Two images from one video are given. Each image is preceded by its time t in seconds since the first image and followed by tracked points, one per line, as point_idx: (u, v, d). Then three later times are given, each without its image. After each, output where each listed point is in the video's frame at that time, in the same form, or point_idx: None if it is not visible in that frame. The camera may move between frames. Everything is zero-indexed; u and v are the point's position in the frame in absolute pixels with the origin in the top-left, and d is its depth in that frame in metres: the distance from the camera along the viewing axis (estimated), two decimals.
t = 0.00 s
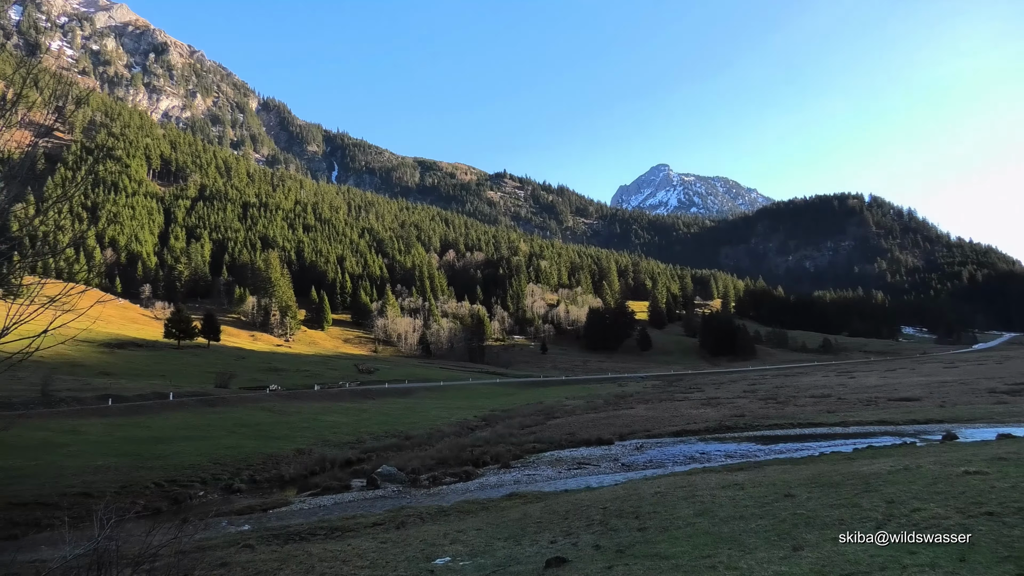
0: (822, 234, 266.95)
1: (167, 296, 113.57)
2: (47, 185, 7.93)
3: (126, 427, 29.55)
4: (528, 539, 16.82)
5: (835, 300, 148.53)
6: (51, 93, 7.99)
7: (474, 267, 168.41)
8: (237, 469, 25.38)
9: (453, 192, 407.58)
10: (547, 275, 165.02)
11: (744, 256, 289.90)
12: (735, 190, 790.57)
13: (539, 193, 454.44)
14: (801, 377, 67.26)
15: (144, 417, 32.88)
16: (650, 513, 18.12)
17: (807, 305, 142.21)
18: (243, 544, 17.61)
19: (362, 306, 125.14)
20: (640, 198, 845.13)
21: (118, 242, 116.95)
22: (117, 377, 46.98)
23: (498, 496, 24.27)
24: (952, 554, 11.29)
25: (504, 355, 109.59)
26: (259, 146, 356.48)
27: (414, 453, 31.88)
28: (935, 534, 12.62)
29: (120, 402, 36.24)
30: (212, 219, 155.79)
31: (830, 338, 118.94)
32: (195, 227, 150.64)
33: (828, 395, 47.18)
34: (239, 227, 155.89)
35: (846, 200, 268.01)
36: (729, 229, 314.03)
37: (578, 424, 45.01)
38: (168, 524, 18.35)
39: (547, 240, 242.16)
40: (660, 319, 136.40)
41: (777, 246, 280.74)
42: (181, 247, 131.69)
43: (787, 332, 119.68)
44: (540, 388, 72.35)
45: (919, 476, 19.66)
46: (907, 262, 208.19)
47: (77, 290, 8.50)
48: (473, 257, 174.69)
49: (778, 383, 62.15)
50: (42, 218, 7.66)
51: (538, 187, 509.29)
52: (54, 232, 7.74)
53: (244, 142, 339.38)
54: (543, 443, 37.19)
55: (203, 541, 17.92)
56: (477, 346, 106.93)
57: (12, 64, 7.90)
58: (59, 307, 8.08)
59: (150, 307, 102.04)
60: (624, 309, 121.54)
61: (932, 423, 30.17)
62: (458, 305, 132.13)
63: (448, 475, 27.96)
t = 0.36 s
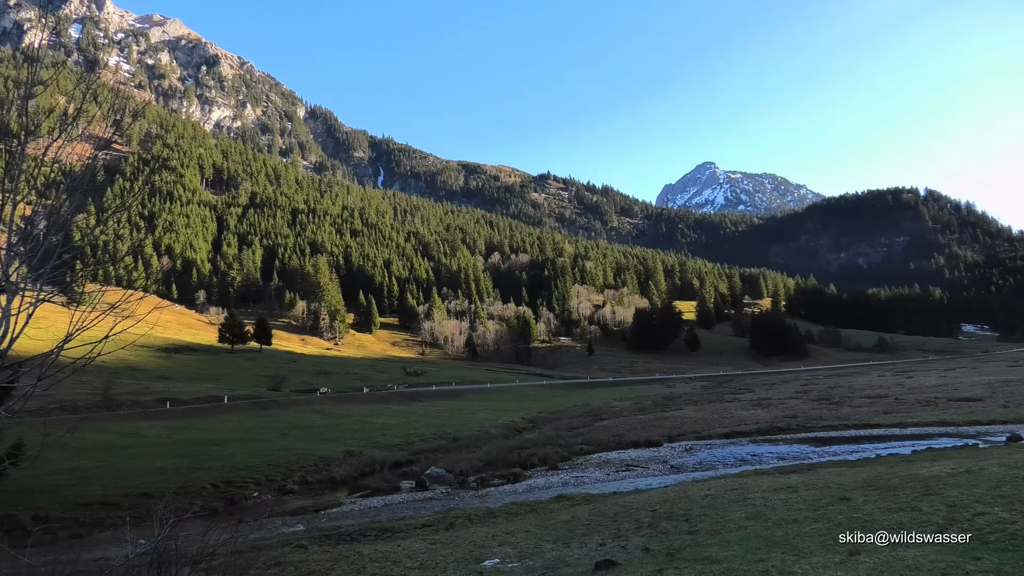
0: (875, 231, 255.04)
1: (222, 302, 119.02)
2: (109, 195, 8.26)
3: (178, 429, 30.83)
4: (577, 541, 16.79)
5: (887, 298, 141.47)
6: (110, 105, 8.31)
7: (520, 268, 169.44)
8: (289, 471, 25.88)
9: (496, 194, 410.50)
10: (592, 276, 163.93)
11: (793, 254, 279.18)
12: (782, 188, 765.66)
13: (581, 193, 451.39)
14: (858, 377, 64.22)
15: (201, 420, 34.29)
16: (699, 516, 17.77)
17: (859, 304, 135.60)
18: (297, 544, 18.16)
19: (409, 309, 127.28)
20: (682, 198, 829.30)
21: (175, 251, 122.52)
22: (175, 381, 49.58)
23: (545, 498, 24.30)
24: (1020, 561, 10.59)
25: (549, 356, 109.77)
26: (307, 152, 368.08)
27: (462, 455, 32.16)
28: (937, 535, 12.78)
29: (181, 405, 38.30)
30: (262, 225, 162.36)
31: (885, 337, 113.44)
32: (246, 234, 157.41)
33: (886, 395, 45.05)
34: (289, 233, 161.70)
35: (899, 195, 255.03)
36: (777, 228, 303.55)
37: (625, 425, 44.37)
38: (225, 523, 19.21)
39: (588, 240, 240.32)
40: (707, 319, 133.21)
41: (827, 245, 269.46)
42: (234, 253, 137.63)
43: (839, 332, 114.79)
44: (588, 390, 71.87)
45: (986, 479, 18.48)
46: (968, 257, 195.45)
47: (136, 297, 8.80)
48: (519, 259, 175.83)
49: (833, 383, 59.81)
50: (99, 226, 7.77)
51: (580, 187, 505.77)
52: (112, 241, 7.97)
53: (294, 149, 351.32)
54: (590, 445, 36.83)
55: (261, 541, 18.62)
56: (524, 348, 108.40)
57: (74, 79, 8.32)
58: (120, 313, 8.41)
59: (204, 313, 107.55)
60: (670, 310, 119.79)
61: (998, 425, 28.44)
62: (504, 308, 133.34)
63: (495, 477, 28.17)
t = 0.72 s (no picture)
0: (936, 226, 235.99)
1: (275, 307, 123.81)
2: (165, 205, 8.29)
3: (234, 431, 32.20)
4: (627, 544, 16.09)
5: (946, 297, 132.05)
6: (167, 116, 8.13)
7: (565, 270, 168.31)
8: (340, 472, 26.46)
9: (541, 196, 409.83)
10: (639, 276, 160.54)
11: (847, 252, 262.67)
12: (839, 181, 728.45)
13: (627, 192, 442.51)
14: (918, 376, 59.92)
15: (255, 422, 35.55)
16: (752, 520, 16.72)
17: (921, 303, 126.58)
18: (349, 544, 18.40)
19: (456, 313, 128.26)
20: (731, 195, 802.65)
21: (229, 258, 128.49)
22: (231, 384, 51.86)
23: (594, 500, 23.66)
24: None
25: (596, 358, 108.46)
26: (355, 159, 378.61)
27: (510, 457, 31.91)
28: (936, 534, 12.63)
29: (235, 407, 39.92)
30: (312, 231, 168.40)
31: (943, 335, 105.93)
32: (296, 239, 163.76)
33: (948, 395, 42.25)
34: (338, 239, 166.92)
35: (961, 187, 236.37)
36: (831, 224, 287.63)
37: (674, 427, 42.90)
38: (278, 523, 19.74)
39: (633, 240, 236.06)
40: (758, 319, 127.69)
41: (883, 241, 251.67)
42: (285, 259, 143.22)
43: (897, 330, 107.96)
44: (635, 391, 70.36)
45: None
46: None
47: (193, 303, 8.89)
48: (564, 260, 174.54)
49: (891, 383, 56.39)
50: (160, 234, 7.82)
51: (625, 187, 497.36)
52: (171, 248, 7.97)
53: (342, 156, 361.90)
54: (638, 448, 35.74)
55: (312, 541, 18.96)
56: (571, 349, 107.68)
57: (132, 94, 8.26)
58: (177, 319, 8.49)
59: (258, 317, 112.21)
60: (719, 310, 116.08)
61: None
62: (550, 309, 133.03)
63: (543, 479, 27.75)
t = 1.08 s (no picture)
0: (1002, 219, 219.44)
1: (324, 312, 127.79)
2: (217, 214, 8.33)
3: (286, 434, 33.20)
4: (677, 548, 15.35)
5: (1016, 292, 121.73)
6: (218, 126, 8.20)
7: (610, 271, 166.11)
8: (389, 474, 26.81)
9: (586, 197, 405.69)
10: (686, 276, 156.21)
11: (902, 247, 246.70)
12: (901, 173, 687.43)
13: (673, 191, 431.51)
14: (981, 376, 55.56)
15: (306, 426, 36.63)
16: (807, 524, 15.57)
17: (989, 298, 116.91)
18: (399, 546, 18.51)
19: (502, 315, 128.64)
20: (783, 192, 772.13)
21: (280, 264, 133.33)
22: (283, 388, 53.62)
23: (643, 503, 22.79)
24: None
25: (644, 360, 106.19)
26: (399, 164, 386.47)
27: (557, 460, 31.34)
28: (938, 535, 12.38)
29: (287, 410, 41.32)
30: (359, 236, 172.97)
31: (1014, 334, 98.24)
32: (344, 245, 168.80)
33: (1017, 398, 39.36)
34: (384, 243, 170.96)
35: None
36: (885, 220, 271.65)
37: (724, 429, 41.11)
38: (330, 524, 20.17)
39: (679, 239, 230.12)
40: (810, 319, 121.11)
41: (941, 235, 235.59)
42: (334, 264, 147.89)
43: (956, 328, 100.94)
44: (684, 393, 68.26)
45: None
46: None
47: (246, 309, 8.94)
48: (609, 261, 172.32)
49: (951, 383, 52.85)
50: (213, 241, 7.92)
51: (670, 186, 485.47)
52: (226, 260, 8.04)
53: (387, 161, 370.45)
54: (688, 450, 34.33)
55: (363, 542, 19.18)
56: (618, 350, 106.08)
57: (185, 106, 8.34)
58: (230, 325, 8.58)
59: (308, 322, 116.22)
60: (770, 309, 111.40)
61: None
62: (596, 311, 131.72)
63: (592, 482, 27.13)
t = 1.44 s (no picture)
0: None
1: (370, 319, 131.00)
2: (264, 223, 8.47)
3: (332, 439, 33.94)
4: (725, 555, 14.53)
5: None
6: (264, 138, 8.39)
7: (654, 275, 162.77)
8: (434, 479, 26.88)
9: (628, 200, 399.51)
10: (731, 279, 151.14)
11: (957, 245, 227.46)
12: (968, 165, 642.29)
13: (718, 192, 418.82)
14: None
15: (353, 431, 37.43)
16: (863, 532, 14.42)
17: None
18: (444, 551, 18.44)
19: (545, 320, 128.12)
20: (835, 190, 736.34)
21: (326, 273, 137.25)
22: (330, 394, 54.90)
23: (689, 510, 21.86)
24: None
25: (689, 364, 102.95)
26: (441, 172, 392.27)
27: (602, 465, 30.50)
28: (937, 534, 12.85)
29: (335, 416, 42.38)
30: (402, 244, 176.41)
31: None
32: (388, 252, 172.62)
33: None
34: (427, 251, 173.89)
35: None
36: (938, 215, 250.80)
37: (773, 434, 39.09)
38: (378, 530, 20.45)
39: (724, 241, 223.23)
40: (861, 321, 114.23)
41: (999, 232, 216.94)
42: (378, 272, 151.58)
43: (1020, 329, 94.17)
44: (731, 397, 65.58)
45: None
46: None
47: (293, 317, 9.08)
48: (652, 265, 168.70)
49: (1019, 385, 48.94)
50: (259, 252, 8.10)
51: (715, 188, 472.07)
52: (270, 267, 8.16)
53: (429, 170, 377.02)
54: (736, 456, 32.73)
55: (409, 546, 19.26)
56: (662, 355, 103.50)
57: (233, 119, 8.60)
58: (278, 333, 8.71)
59: (355, 329, 119.42)
60: (819, 311, 106.28)
61: None
62: (639, 315, 129.41)
63: (637, 488, 26.32)
